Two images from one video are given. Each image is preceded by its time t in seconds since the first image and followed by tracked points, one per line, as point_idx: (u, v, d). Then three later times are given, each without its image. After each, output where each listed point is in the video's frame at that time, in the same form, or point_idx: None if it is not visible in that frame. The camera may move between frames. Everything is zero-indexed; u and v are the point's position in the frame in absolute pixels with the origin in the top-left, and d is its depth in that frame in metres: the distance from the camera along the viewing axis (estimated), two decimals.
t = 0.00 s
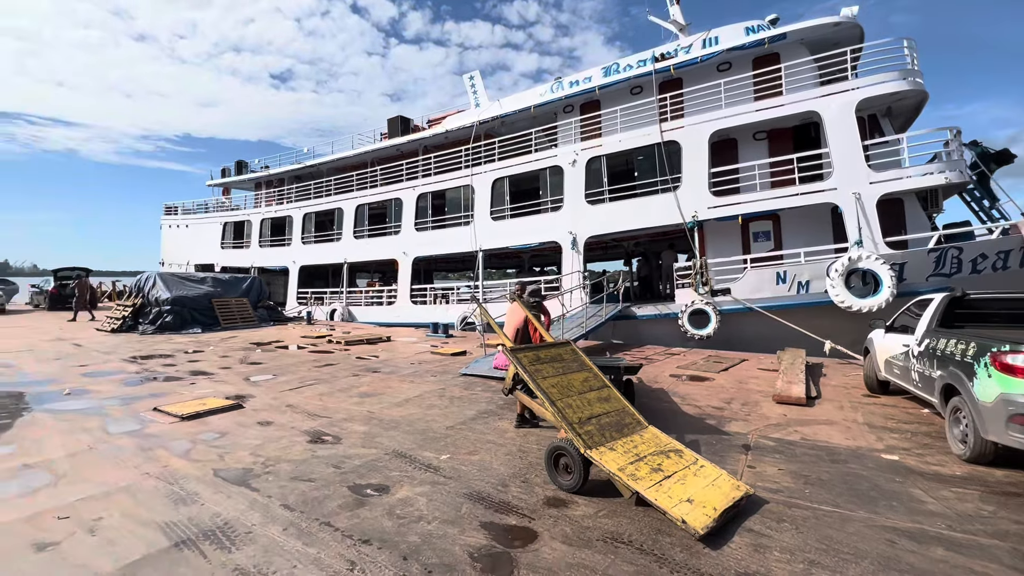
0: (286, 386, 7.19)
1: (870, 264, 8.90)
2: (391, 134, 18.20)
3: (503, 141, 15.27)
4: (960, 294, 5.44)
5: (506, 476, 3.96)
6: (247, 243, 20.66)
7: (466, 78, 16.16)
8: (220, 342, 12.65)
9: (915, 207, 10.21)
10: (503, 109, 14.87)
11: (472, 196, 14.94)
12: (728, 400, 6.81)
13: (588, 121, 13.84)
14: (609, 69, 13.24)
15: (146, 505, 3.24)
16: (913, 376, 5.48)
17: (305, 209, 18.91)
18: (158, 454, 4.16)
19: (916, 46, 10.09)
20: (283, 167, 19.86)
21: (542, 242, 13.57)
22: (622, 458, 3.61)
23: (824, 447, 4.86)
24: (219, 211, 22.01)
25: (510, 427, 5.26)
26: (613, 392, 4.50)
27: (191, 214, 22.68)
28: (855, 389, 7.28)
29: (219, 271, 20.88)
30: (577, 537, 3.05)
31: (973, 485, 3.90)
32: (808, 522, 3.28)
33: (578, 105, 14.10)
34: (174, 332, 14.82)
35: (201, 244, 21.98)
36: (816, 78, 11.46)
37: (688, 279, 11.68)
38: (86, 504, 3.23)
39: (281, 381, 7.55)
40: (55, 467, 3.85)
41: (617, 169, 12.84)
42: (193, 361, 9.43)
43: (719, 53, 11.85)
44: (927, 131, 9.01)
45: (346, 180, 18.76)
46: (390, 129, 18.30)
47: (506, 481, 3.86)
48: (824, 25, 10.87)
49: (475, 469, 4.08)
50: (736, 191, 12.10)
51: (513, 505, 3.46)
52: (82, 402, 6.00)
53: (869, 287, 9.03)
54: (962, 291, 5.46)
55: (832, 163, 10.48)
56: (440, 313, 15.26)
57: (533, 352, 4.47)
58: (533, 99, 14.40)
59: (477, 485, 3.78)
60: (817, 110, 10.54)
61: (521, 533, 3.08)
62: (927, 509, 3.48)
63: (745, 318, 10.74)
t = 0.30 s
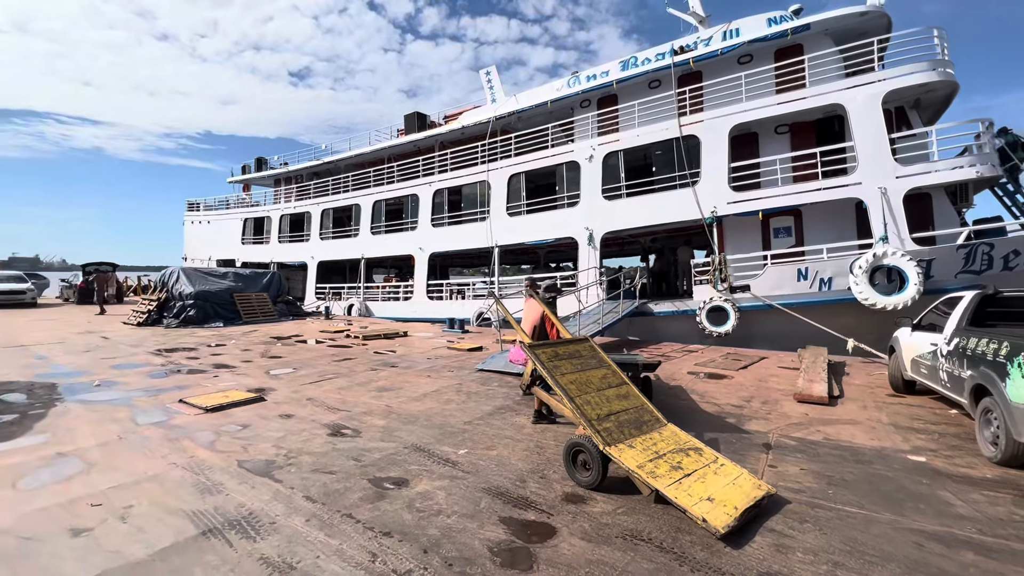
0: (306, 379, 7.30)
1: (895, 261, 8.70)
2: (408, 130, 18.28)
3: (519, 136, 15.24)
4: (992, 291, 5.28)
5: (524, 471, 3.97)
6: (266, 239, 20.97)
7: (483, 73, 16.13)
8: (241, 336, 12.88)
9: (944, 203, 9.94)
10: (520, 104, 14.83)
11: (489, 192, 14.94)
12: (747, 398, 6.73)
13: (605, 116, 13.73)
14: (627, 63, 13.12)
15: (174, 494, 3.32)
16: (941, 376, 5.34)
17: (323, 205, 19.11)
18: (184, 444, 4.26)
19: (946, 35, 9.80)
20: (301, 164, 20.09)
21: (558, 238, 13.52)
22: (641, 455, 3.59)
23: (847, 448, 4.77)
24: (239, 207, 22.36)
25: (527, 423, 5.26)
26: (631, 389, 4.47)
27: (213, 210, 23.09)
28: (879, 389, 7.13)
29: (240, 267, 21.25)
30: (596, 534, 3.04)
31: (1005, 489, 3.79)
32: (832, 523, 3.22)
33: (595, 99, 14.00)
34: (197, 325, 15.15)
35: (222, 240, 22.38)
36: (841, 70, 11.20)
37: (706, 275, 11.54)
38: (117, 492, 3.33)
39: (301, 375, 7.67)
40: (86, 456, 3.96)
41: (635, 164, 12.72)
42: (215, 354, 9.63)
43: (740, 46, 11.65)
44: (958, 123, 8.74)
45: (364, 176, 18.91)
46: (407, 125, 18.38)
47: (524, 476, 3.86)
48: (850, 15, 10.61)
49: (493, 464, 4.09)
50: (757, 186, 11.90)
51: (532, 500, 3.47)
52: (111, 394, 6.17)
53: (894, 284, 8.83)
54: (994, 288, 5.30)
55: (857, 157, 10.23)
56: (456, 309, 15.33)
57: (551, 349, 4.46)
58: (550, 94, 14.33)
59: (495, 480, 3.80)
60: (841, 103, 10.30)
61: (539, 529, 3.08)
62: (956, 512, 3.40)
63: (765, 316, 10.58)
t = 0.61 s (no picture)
0: (310, 376, 7.33)
1: (900, 261, 8.67)
2: (411, 128, 18.26)
3: (523, 134, 15.22)
4: (998, 292, 5.24)
5: (527, 469, 3.97)
6: (270, 236, 21.01)
7: (487, 70, 16.10)
8: (244, 332, 12.92)
9: (950, 202, 9.89)
10: (523, 101, 14.80)
11: (492, 190, 14.92)
12: (751, 398, 6.71)
13: (609, 114, 13.69)
14: (631, 61, 13.08)
15: (179, 489, 3.33)
16: (947, 376, 5.31)
17: (326, 202, 19.12)
18: (189, 440, 4.28)
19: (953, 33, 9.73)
20: (305, 161, 20.10)
21: (562, 236, 13.50)
22: (645, 453, 3.58)
23: (851, 447, 4.76)
24: (243, 204, 22.40)
25: (530, 420, 5.27)
26: (635, 388, 4.46)
27: (216, 207, 23.15)
28: (883, 389, 7.11)
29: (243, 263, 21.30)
30: (600, 532, 3.04)
31: (1011, 489, 3.77)
32: (837, 523, 3.21)
33: (599, 97, 13.96)
34: (201, 322, 15.20)
35: (226, 237, 22.44)
36: (847, 68, 11.14)
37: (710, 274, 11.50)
38: (122, 487, 3.34)
39: (304, 372, 7.68)
40: (91, 451, 3.98)
41: (639, 162, 12.68)
42: (219, 351, 9.66)
43: (745, 44, 11.60)
44: (965, 122, 8.68)
45: (367, 173, 18.91)
46: (410, 123, 18.36)
47: (528, 474, 3.86)
48: (856, 12, 10.55)
49: (496, 461, 4.09)
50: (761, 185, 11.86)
51: (536, 498, 3.47)
52: (115, 389, 6.19)
53: (899, 284, 8.79)
54: (1001, 288, 5.26)
55: (862, 156, 10.18)
56: (459, 307, 15.33)
57: (556, 347, 4.45)
58: (554, 92, 14.29)
59: (499, 477, 3.80)
60: (847, 101, 10.25)
61: (543, 526, 3.08)
62: (962, 513, 3.38)
63: (768, 315, 10.54)
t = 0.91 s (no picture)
0: (297, 376, 7.27)
1: (885, 263, 8.79)
2: (402, 127, 18.18)
3: (514, 135, 15.22)
4: (979, 294, 5.34)
5: (515, 470, 3.97)
6: (258, 235, 20.81)
7: (478, 70, 16.08)
8: (231, 332, 12.78)
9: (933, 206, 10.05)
10: (515, 102, 14.79)
11: (483, 190, 14.91)
12: (738, 398, 6.76)
13: (600, 115, 13.73)
14: (622, 63, 13.13)
15: (161, 492, 3.28)
16: (929, 377, 5.40)
17: (316, 202, 18.98)
18: (172, 441, 4.22)
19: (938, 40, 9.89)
20: (294, 160, 19.93)
21: (552, 237, 13.52)
22: (632, 454, 3.60)
23: (836, 448, 4.81)
24: (230, 203, 22.17)
25: (520, 421, 5.26)
26: (623, 388, 4.48)
27: (203, 205, 22.88)
28: (868, 389, 7.21)
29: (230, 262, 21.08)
30: (587, 532, 3.05)
31: (990, 489, 3.84)
32: (821, 522, 3.25)
33: (590, 99, 13.99)
34: (187, 321, 15.01)
35: (213, 236, 22.19)
36: (834, 73, 11.28)
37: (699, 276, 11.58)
38: (102, 489, 3.28)
39: (292, 372, 7.62)
40: (71, 453, 3.91)
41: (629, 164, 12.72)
42: (205, 351, 9.55)
43: (734, 47, 11.70)
44: (948, 127, 8.83)
45: (357, 172, 18.79)
46: (401, 122, 18.28)
47: (516, 475, 3.86)
48: (843, 18, 10.68)
49: (484, 462, 4.09)
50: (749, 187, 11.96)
51: (523, 499, 3.47)
52: (97, 390, 6.09)
53: (884, 286, 8.91)
54: (981, 291, 5.37)
55: (848, 159, 10.31)
56: (449, 307, 15.29)
57: (544, 347, 4.46)
58: (545, 93, 14.31)
59: (486, 478, 3.79)
60: (834, 105, 10.37)
61: (530, 527, 3.08)
62: (943, 512, 3.44)
63: (755, 317, 10.65)
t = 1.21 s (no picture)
0: (269, 380, 7.12)
1: (851, 268, 9.08)
2: (380, 127, 18.01)
3: (492, 137, 15.23)
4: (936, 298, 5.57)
5: (489, 473, 3.97)
6: (230, 235, 20.36)
7: (457, 72, 16.05)
8: (201, 335, 12.45)
9: (896, 213, 10.42)
10: (493, 105, 14.80)
11: (461, 192, 14.88)
12: (710, 399, 6.89)
13: (578, 119, 13.85)
14: (600, 68, 13.28)
15: (121, 501, 3.19)
16: (890, 378, 5.60)
17: (290, 202, 18.66)
18: (134, 448, 4.09)
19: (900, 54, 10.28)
20: (268, 159, 19.56)
21: (530, 240, 13.56)
22: (604, 456, 3.64)
23: (803, 447, 4.94)
24: (201, 202, 21.63)
25: (495, 424, 5.26)
26: (597, 391, 4.52)
27: (173, 204, 22.27)
28: (834, 390, 7.42)
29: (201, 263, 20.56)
30: (558, 534, 3.07)
31: (945, 485, 4.01)
32: (785, 520, 3.34)
33: (568, 103, 14.10)
34: (154, 324, 14.58)
35: (183, 235, 21.61)
36: (803, 83, 11.62)
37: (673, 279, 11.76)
38: (58, 499, 3.17)
39: (264, 376, 7.46)
40: (25, 462, 3.76)
41: (606, 168, 12.85)
42: (172, 354, 9.28)
43: (708, 56, 11.94)
44: (909, 138, 9.18)
45: (333, 173, 18.52)
46: (379, 123, 18.11)
47: (489, 478, 3.86)
48: (812, 30, 11.01)
49: (458, 466, 4.08)
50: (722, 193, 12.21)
51: (496, 502, 3.47)
52: (57, 395, 5.87)
53: (850, 290, 9.20)
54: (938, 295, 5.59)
55: (816, 167, 10.62)
56: (426, 309, 15.19)
57: (519, 350, 4.47)
58: (524, 96, 14.36)
59: (460, 481, 3.79)
60: (803, 115, 10.68)
61: (502, 530, 3.09)
62: (900, 508, 3.56)
63: (728, 319, 10.88)
